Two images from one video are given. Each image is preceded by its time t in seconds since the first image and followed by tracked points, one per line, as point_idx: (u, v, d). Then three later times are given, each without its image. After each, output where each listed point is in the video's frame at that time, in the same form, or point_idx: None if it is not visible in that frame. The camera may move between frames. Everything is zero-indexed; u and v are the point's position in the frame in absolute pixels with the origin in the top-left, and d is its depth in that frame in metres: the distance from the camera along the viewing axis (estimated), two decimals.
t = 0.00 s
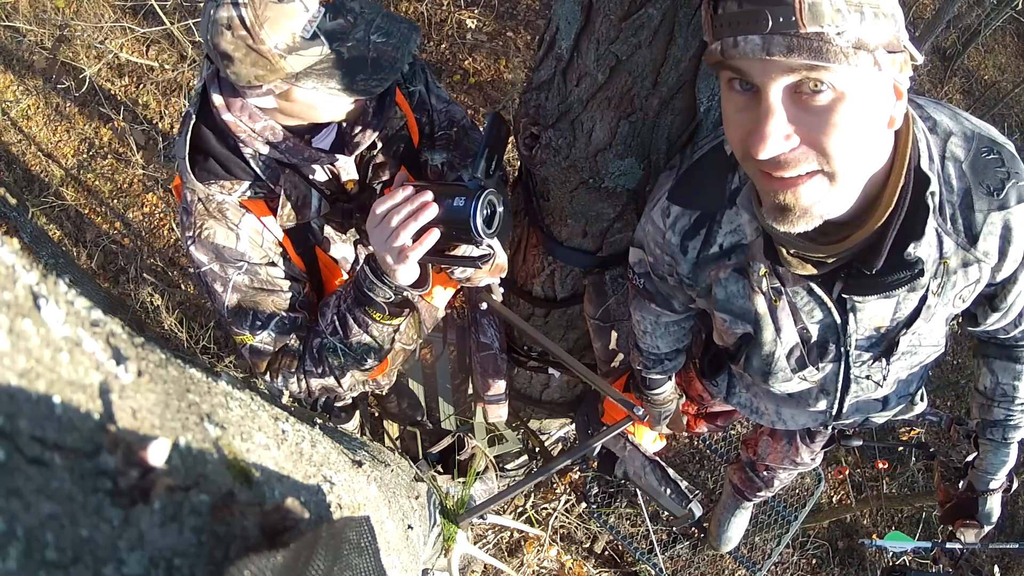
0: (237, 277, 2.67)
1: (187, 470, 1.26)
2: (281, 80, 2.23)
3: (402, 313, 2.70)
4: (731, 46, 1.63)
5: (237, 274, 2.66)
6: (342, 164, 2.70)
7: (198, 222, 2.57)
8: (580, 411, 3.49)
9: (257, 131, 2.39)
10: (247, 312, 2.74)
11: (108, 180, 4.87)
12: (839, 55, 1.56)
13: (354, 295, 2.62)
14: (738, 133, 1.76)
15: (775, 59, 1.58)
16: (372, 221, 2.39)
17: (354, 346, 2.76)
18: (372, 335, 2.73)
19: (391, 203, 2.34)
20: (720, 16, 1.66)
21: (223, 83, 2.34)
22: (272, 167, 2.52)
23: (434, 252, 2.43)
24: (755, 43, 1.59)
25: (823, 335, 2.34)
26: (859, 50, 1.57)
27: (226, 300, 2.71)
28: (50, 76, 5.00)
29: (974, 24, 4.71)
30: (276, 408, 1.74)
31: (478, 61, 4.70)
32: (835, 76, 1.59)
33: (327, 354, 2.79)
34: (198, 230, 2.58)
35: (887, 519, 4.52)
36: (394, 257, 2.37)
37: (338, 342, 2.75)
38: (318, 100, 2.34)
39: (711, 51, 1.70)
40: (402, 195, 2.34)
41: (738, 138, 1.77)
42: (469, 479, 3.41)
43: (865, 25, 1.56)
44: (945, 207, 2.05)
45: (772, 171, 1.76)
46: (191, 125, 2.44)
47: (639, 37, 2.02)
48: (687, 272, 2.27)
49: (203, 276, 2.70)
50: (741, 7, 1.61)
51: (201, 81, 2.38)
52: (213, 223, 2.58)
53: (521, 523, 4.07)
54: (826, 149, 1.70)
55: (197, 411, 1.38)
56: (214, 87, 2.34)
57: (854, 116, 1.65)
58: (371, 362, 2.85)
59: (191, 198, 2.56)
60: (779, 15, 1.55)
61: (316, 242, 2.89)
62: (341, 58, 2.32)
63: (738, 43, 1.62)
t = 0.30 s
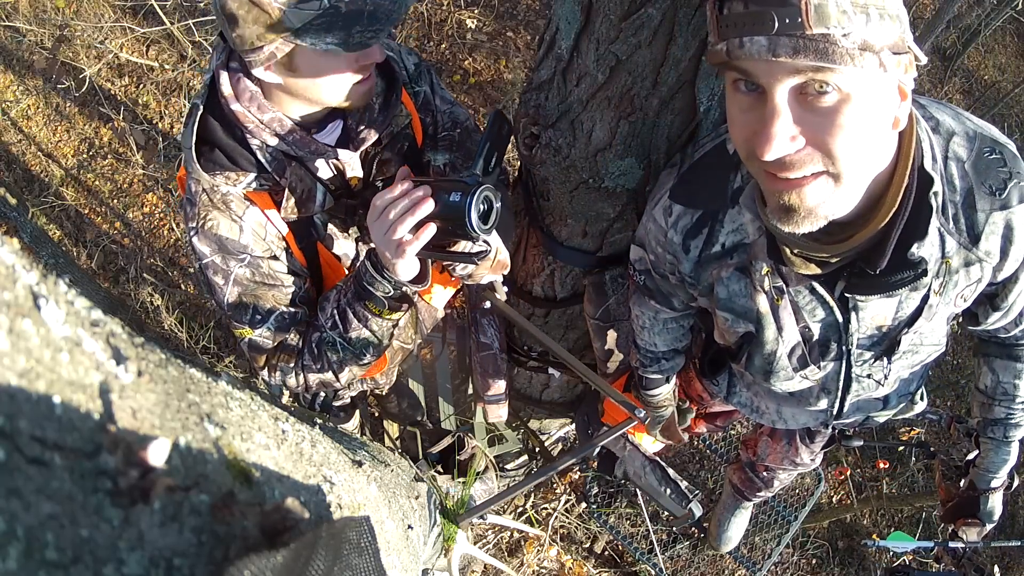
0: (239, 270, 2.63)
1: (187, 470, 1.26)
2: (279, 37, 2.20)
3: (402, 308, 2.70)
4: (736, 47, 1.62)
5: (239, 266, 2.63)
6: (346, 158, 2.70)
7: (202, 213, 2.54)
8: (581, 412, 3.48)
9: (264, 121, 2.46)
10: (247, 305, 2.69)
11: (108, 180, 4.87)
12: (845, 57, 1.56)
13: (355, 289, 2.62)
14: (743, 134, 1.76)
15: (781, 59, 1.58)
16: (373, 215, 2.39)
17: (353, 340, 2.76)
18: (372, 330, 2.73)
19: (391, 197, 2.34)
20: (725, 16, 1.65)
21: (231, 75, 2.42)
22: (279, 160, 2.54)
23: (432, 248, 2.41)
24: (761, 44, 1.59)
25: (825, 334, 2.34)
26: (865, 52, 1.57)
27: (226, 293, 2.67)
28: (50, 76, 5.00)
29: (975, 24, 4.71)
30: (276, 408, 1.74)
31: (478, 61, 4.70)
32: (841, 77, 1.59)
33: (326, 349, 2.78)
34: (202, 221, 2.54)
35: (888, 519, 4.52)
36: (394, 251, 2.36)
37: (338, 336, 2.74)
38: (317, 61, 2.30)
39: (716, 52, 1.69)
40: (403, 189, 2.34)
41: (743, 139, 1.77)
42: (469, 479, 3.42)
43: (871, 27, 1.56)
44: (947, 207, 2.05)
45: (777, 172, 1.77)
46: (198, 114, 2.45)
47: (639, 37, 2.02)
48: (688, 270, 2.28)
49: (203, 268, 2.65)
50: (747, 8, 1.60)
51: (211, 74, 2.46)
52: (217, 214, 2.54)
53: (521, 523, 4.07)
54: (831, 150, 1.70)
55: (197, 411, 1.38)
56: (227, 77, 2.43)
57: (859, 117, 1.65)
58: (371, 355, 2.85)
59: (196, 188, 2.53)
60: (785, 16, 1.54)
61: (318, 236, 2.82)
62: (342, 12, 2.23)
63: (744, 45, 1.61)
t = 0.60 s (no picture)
0: (241, 260, 2.65)
1: (187, 470, 1.26)
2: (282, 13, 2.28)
3: (401, 302, 2.68)
4: (741, 47, 1.62)
5: (241, 256, 2.64)
6: (353, 153, 2.72)
7: (207, 201, 2.55)
8: (581, 412, 3.46)
9: (275, 111, 2.50)
10: (248, 297, 2.71)
11: (108, 180, 4.87)
12: (848, 58, 1.56)
13: (355, 282, 2.62)
14: (747, 135, 1.76)
15: (785, 61, 1.58)
16: (376, 208, 2.40)
17: (352, 334, 2.76)
18: (371, 324, 2.73)
19: (393, 190, 2.35)
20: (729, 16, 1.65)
21: (245, 65, 2.49)
22: (286, 150, 2.54)
23: (431, 245, 2.39)
24: (765, 45, 1.59)
25: (828, 331, 2.34)
26: (868, 53, 1.57)
27: (227, 283, 2.69)
28: (50, 76, 5.01)
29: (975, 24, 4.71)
30: (276, 408, 1.74)
31: (478, 61, 4.70)
32: (845, 78, 1.59)
33: (324, 342, 2.78)
34: (207, 209, 2.56)
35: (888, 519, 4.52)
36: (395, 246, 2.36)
37: (337, 330, 2.74)
38: (319, 44, 2.35)
39: (722, 52, 1.69)
40: (405, 184, 2.35)
41: (747, 140, 1.77)
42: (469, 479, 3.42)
43: (875, 28, 1.56)
44: (951, 204, 2.05)
45: (780, 171, 1.77)
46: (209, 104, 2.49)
47: (639, 37, 2.03)
48: (692, 266, 2.28)
49: (206, 258, 2.67)
50: (751, 8, 1.60)
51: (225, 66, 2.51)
52: (223, 203, 2.56)
53: (521, 523, 4.07)
54: (835, 150, 1.70)
55: (197, 411, 1.38)
56: (240, 69, 2.49)
57: (862, 118, 1.66)
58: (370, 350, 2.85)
59: (203, 176, 2.55)
60: (789, 18, 1.54)
61: (322, 231, 2.80)
62: None
63: (748, 45, 1.61)
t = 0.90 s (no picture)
0: (247, 252, 2.65)
1: (187, 470, 1.26)
2: None
3: (400, 296, 2.70)
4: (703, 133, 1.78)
5: (247, 249, 2.65)
6: (365, 152, 2.74)
7: (216, 191, 2.57)
8: (581, 411, 3.45)
9: (289, 104, 2.50)
10: (252, 289, 2.72)
11: (108, 180, 4.88)
12: (782, 169, 1.67)
13: (355, 274, 2.62)
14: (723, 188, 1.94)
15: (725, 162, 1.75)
16: (377, 202, 2.39)
17: (352, 327, 2.77)
18: (371, 316, 2.74)
19: (393, 187, 2.33)
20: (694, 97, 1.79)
21: (262, 55, 2.50)
22: (297, 144, 2.54)
23: (429, 246, 2.38)
24: (712, 142, 1.76)
25: (832, 319, 2.36)
26: (806, 164, 1.65)
27: (232, 275, 2.70)
28: (50, 76, 5.02)
29: (974, 24, 4.71)
30: (276, 408, 1.74)
31: (478, 61, 4.70)
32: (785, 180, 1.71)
33: (324, 335, 2.79)
34: (215, 200, 2.58)
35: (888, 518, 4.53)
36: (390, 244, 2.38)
37: (337, 323, 2.76)
38: (325, 26, 2.36)
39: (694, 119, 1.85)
40: (405, 181, 2.33)
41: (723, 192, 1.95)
42: (469, 479, 3.42)
43: (817, 142, 1.60)
44: (956, 198, 2.09)
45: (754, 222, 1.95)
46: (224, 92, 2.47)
47: (639, 37, 2.03)
48: (698, 249, 2.31)
49: (212, 249, 2.68)
50: (704, 102, 1.73)
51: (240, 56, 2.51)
52: (231, 194, 2.58)
53: (521, 523, 4.07)
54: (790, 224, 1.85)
55: (197, 411, 1.38)
56: (256, 58, 2.49)
57: (815, 202, 1.76)
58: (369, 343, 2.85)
59: (213, 166, 2.57)
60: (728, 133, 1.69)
61: (329, 227, 2.79)
62: None
63: (705, 133, 1.79)
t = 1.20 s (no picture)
0: (256, 239, 2.64)
1: (187, 470, 1.26)
2: None
3: (403, 287, 2.66)
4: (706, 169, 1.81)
5: (258, 235, 2.63)
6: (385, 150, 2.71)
7: (232, 174, 2.55)
8: (582, 411, 3.45)
9: (315, 93, 2.53)
10: (257, 277, 2.70)
11: (108, 180, 4.88)
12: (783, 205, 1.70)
13: (360, 263, 2.61)
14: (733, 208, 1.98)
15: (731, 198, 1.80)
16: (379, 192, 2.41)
17: (354, 318, 2.75)
18: (373, 307, 2.72)
19: (394, 179, 2.34)
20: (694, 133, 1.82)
21: (294, 42, 2.55)
22: (319, 136, 2.55)
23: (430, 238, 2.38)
24: (717, 178, 1.81)
25: (835, 317, 2.38)
26: (806, 198, 1.67)
27: (239, 262, 2.67)
28: (50, 76, 5.02)
29: (974, 23, 4.70)
30: (276, 408, 1.74)
31: (478, 61, 4.70)
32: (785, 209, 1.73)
33: (324, 325, 2.77)
34: (231, 182, 2.55)
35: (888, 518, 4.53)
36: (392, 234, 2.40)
37: (339, 313, 2.73)
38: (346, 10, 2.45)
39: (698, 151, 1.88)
40: (406, 173, 2.33)
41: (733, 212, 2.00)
42: (468, 479, 3.42)
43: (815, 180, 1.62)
44: (959, 197, 2.09)
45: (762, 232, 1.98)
46: (248, 78, 2.48)
47: (639, 37, 2.03)
48: (698, 241, 2.28)
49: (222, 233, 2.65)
50: (705, 142, 1.77)
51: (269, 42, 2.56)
52: (247, 177, 2.56)
53: (522, 523, 4.07)
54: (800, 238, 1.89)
55: (197, 411, 1.38)
56: (286, 44, 2.53)
57: (816, 222, 1.78)
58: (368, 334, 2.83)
59: (231, 148, 2.55)
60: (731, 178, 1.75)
61: (340, 223, 2.80)
62: None
63: (707, 168, 1.84)
